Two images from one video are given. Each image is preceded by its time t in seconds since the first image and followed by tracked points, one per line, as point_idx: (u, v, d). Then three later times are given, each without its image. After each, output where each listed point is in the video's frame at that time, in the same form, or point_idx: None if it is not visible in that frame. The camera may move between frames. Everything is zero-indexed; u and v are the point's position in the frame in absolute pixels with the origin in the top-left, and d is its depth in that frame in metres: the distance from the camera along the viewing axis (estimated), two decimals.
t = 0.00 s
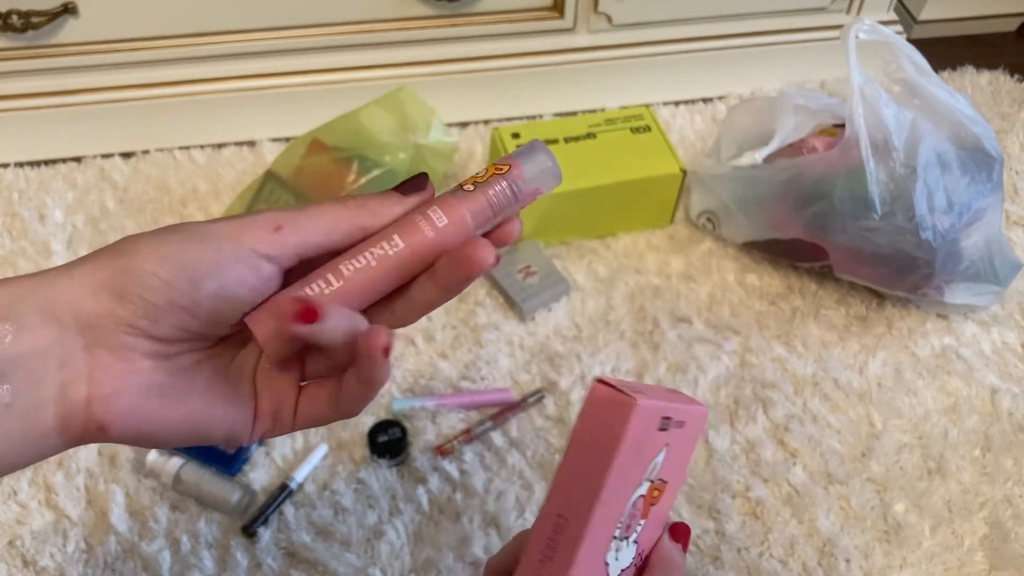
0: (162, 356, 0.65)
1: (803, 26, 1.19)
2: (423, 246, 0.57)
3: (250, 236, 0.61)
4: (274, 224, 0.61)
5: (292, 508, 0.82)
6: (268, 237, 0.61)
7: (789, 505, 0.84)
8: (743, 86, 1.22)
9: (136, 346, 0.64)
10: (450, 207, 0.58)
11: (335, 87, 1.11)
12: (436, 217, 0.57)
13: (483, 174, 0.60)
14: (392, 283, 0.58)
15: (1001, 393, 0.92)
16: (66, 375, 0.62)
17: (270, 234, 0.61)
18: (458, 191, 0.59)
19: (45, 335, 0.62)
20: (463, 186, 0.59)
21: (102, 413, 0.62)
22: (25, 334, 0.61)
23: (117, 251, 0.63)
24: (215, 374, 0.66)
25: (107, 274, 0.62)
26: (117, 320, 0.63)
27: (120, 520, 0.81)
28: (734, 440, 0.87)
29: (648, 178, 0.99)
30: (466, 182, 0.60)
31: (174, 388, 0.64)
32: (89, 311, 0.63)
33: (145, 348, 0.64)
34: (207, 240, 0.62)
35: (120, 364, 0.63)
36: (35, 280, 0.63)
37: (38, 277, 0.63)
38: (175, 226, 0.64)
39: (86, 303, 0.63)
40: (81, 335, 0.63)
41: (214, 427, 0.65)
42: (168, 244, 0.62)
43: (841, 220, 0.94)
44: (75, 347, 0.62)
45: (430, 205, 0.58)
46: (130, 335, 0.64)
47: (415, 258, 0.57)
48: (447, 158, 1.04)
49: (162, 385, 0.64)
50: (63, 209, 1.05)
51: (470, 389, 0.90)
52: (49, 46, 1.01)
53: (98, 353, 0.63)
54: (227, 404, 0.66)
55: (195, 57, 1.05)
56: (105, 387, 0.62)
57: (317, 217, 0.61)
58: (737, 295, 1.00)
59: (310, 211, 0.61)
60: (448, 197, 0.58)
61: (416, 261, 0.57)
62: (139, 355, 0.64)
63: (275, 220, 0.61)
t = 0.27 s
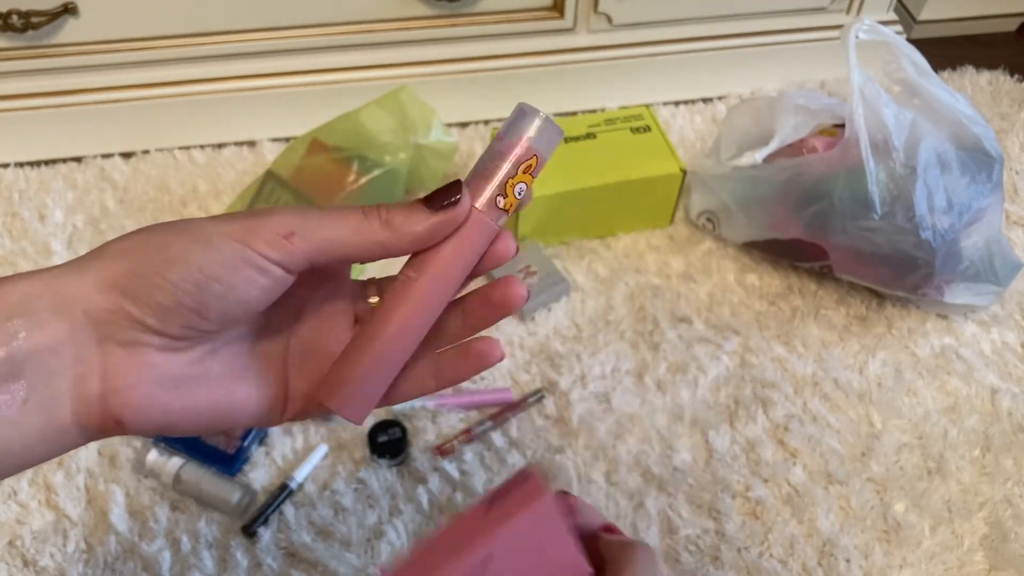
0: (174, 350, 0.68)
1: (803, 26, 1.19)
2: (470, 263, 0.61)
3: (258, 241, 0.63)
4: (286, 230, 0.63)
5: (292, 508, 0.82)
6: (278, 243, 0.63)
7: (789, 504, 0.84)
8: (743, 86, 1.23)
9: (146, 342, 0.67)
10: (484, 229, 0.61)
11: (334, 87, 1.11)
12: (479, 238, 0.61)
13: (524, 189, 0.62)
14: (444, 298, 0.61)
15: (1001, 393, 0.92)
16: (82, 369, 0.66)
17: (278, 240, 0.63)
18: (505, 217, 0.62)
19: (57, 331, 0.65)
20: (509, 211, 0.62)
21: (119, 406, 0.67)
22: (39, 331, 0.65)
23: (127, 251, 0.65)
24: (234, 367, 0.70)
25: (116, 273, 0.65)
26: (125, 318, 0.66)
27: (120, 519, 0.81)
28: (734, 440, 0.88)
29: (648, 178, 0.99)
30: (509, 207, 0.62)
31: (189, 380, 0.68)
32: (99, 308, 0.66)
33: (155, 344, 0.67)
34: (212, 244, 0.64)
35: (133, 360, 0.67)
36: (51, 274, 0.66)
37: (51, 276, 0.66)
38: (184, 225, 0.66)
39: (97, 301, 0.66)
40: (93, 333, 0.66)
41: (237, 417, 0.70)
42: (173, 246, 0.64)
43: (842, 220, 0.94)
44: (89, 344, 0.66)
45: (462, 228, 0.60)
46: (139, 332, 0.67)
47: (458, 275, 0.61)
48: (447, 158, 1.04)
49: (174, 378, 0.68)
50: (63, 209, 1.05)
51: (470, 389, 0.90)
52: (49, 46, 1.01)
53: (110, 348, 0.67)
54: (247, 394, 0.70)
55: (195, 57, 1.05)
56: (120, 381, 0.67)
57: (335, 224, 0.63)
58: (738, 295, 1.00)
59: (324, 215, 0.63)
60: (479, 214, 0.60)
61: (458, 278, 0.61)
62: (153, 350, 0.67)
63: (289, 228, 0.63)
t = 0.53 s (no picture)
0: (236, 319, 0.67)
1: (803, 27, 1.19)
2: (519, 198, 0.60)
3: (302, 183, 0.61)
4: (326, 164, 0.61)
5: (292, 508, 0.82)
6: (321, 178, 0.61)
7: (789, 504, 0.84)
8: (743, 86, 1.23)
9: (206, 312, 0.66)
10: (530, 157, 0.60)
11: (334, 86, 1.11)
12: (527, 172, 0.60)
13: (550, 104, 0.60)
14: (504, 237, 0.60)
15: (1001, 393, 0.92)
16: (141, 344, 0.66)
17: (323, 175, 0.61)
18: (537, 136, 0.60)
19: (116, 306, 0.65)
20: (540, 130, 0.60)
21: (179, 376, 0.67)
22: (98, 306, 0.64)
23: (171, 214, 0.64)
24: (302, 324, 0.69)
25: (160, 237, 0.64)
26: (178, 286, 0.65)
27: (120, 519, 0.81)
28: (734, 440, 0.88)
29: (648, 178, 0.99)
30: (540, 125, 0.60)
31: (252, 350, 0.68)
32: (154, 282, 0.65)
33: (216, 313, 0.67)
34: (260, 197, 0.61)
35: (193, 331, 0.67)
36: (98, 243, 0.65)
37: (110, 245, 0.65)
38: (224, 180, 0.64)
39: (148, 272, 0.65)
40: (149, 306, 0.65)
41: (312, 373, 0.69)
42: (219, 205, 0.62)
43: (841, 220, 0.94)
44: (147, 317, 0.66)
45: (506, 157, 0.59)
46: (196, 301, 0.65)
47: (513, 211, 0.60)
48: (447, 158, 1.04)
49: (245, 346, 0.68)
50: (63, 209, 1.05)
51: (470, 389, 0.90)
52: (49, 46, 1.01)
53: (169, 322, 0.66)
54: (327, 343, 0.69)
55: (195, 57, 1.05)
56: (182, 355, 0.67)
57: (381, 152, 0.61)
58: (738, 295, 1.00)
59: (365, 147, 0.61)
60: (523, 145, 0.60)
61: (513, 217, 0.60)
62: (214, 317, 0.67)
63: (328, 162, 0.61)
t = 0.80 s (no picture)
0: (240, 288, 0.69)
1: (803, 27, 1.19)
2: (513, 207, 0.56)
3: (301, 148, 0.60)
4: (327, 125, 0.60)
5: (292, 508, 0.82)
6: (319, 141, 0.60)
7: (789, 505, 0.84)
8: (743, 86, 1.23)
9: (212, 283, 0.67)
10: (524, 165, 0.56)
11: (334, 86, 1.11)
12: (519, 181, 0.56)
13: (540, 105, 0.56)
14: (494, 250, 0.56)
15: (1001, 393, 0.92)
16: (148, 317, 0.68)
17: (322, 139, 0.60)
18: (529, 143, 0.56)
19: (124, 278, 0.65)
20: (531, 135, 0.56)
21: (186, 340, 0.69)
22: (107, 278, 0.64)
23: (172, 181, 0.63)
24: (307, 285, 0.70)
25: (164, 206, 0.63)
26: (185, 258, 0.65)
27: (120, 520, 0.81)
28: (734, 440, 0.88)
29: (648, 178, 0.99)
30: (532, 129, 0.56)
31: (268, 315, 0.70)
32: (157, 255, 0.65)
33: (224, 282, 0.68)
34: (262, 168, 0.61)
35: (196, 298, 0.68)
36: (99, 210, 0.65)
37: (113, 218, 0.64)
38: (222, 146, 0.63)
39: (153, 244, 0.65)
40: (155, 279, 0.66)
41: (315, 327, 0.72)
42: (221, 172, 0.61)
43: (841, 220, 0.94)
44: (153, 289, 0.66)
45: (504, 164, 0.56)
46: (203, 273, 0.66)
47: (507, 222, 0.56)
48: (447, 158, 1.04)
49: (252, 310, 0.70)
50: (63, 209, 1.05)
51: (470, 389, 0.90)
52: (50, 46, 1.01)
53: (176, 294, 0.67)
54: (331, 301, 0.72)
55: (195, 57, 1.05)
56: (187, 323, 0.68)
57: (372, 109, 0.61)
58: (738, 295, 1.00)
59: (360, 104, 0.61)
60: (515, 152, 0.56)
61: (506, 226, 0.56)
62: (218, 285, 0.68)
63: (326, 123, 0.60)
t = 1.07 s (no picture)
0: (310, 280, 0.65)
1: (803, 27, 1.19)
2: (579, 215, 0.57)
3: (375, 142, 0.58)
4: (399, 120, 0.58)
5: (292, 508, 0.82)
6: (395, 136, 0.58)
7: (789, 505, 0.84)
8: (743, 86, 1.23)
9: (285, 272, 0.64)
10: (588, 175, 0.57)
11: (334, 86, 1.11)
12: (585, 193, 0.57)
13: (606, 121, 0.57)
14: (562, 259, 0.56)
15: (1001, 393, 0.92)
16: (220, 304, 0.65)
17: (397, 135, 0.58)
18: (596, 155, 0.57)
19: (198, 270, 0.62)
20: (596, 148, 0.57)
21: (257, 336, 0.67)
22: (182, 268, 0.62)
23: (247, 178, 0.60)
24: (370, 276, 0.66)
25: (233, 202, 0.60)
26: (257, 250, 0.62)
27: (120, 520, 0.81)
28: (734, 440, 0.88)
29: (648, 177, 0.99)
30: (596, 142, 0.57)
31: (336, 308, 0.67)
32: (233, 248, 0.62)
33: (294, 273, 0.64)
34: (333, 161, 0.58)
35: (266, 292, 0.65)
36: (171, 202, 0.62)
37: (185, 208, 0.62)
38: (302, 133, 0.60)
39: (224, 237, 0.62)
40: (229, 271, 0.63)
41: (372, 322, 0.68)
42: (295, 168, 0.58)
43: (841, 220, 0.94)
44: (225, 281, 0.64)
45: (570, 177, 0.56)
46: (274, 264, 0.63)
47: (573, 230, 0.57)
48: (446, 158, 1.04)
49: (314, 304, 0.66)
50: (63, 209, 1.05)
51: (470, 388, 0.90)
52: (50, 46, 1.01)
53: (249, 283, 0.64)
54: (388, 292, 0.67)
55: (195, 57, 1.05)
56: (261, 315, 0.65)
57: (442, 108, 0.58)
58: (738, 295, 1.00)
59: (439, 96, 0.58)
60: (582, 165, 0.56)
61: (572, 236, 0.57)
62: (287, 280, 0.64)
63: (399, 119, 0.58)
